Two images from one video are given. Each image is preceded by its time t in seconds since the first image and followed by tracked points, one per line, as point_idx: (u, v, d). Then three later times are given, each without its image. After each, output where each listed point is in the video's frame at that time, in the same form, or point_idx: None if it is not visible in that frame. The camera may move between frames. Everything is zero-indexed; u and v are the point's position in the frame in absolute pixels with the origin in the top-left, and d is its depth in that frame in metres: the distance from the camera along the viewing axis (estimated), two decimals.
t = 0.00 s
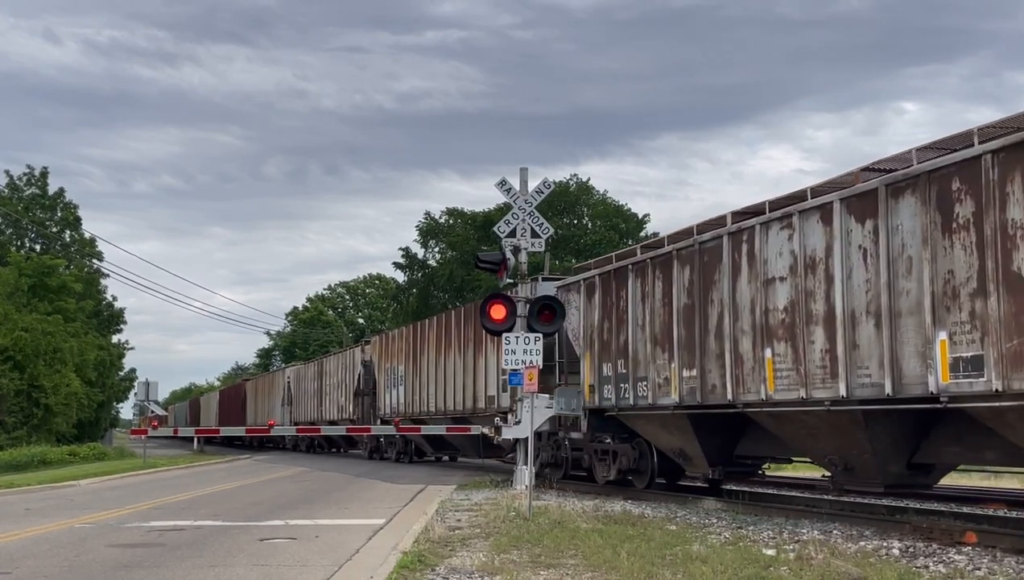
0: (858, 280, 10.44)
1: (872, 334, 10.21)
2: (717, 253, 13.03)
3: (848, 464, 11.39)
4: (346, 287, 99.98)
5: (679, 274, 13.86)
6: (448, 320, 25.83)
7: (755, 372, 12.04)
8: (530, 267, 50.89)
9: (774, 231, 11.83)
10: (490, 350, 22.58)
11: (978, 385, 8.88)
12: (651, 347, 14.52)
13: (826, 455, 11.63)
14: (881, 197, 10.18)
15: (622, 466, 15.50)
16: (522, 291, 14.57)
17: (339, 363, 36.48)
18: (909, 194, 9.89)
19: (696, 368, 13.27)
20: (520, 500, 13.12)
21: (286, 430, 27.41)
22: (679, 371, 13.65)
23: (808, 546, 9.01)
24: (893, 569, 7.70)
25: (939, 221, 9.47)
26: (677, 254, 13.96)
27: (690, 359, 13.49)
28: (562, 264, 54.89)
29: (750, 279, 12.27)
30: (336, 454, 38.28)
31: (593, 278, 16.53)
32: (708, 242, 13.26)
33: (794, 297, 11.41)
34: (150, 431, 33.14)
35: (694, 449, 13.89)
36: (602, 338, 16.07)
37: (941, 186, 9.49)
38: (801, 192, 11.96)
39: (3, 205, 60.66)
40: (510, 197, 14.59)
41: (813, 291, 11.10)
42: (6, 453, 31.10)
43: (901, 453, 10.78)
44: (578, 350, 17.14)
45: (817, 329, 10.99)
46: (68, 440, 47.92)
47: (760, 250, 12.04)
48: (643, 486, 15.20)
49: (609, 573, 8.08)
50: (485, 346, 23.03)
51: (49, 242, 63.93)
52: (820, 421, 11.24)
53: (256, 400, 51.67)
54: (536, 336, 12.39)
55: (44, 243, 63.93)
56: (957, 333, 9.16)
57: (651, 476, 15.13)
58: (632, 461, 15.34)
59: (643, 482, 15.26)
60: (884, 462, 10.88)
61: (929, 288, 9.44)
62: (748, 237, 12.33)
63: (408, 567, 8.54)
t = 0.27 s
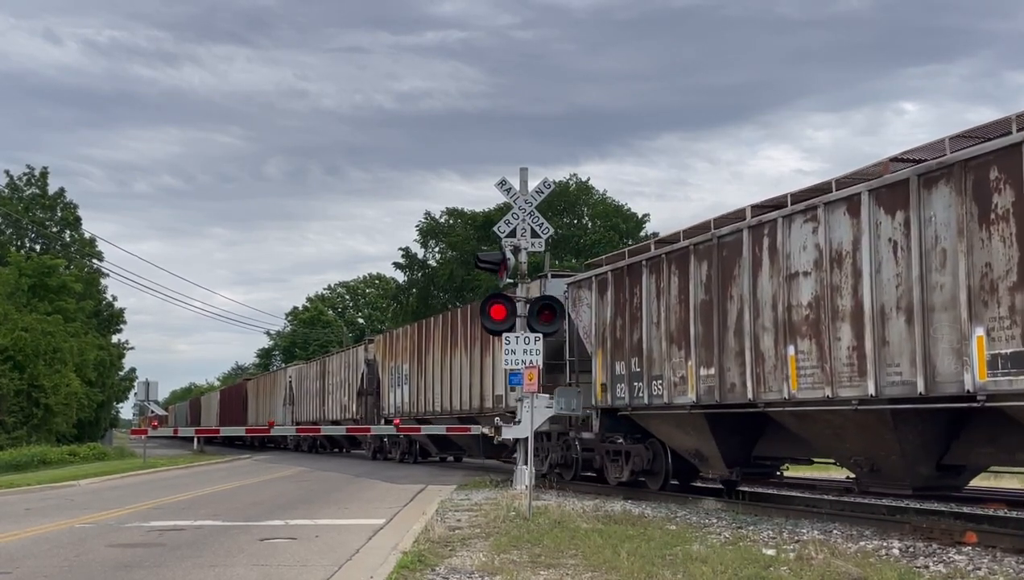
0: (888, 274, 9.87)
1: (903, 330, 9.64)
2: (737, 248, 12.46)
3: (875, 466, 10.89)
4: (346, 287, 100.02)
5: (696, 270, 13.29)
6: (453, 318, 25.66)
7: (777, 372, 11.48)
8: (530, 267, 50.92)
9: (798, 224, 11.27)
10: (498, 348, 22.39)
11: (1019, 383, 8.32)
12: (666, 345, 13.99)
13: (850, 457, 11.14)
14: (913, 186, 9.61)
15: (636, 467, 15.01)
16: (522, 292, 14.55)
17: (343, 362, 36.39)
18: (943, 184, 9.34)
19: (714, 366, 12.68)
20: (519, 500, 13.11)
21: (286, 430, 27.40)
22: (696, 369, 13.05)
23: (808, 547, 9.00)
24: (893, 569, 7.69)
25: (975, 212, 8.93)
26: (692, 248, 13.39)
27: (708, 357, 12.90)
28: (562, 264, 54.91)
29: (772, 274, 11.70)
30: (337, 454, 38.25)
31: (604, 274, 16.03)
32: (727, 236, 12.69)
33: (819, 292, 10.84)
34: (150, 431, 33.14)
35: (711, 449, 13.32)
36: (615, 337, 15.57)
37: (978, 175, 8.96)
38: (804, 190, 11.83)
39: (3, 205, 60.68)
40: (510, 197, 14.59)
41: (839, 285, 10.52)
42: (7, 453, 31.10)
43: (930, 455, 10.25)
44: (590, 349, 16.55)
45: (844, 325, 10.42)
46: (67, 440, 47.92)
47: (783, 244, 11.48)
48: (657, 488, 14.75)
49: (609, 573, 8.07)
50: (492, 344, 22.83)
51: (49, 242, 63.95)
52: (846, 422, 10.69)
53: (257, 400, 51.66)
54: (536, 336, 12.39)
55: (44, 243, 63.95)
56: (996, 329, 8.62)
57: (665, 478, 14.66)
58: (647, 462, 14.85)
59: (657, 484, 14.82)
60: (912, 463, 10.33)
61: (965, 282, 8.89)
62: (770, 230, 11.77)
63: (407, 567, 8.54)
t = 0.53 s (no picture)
0: (920, 268, 9.58)
1: (937, 325, 9.34)
2: (757, 242, 12.22)
3: (903, 466, 10.63)
4: (346, 286, 100.03)
5: (714, 265, 13.06)
6: (459, 316, 25.53)
7: (802, 369, 11.20)
8: (530, 267, 50.93)
9: (822, 217, 10.98)
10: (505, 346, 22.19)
11: None
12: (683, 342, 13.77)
13: (878, 458, 10.89)
14: (947, 176, 9.29)
15: (649, 468, 14.72)
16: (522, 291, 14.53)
17: (346, 361, 36.29)
18: (979, 174, 9.02)
19: (734, 364, 12.45)
20: (520, 499, 13.09)
21: (286, 429, 27.39)
22: (715, 366, 12.83)
23: (809, 546, 8.97)
24: (894, 569, 7.66)
25: (1014, 202, 8.62)
26: (711, 243, 13.13)
27: (728, 354, 12.68)
28: (562, 264, 54.91)
29: (795, 268, 11.42)
30: (339, 453, 38.22)
31: (616, 269, 15.77)
32: (747, 230, 12.44)
33: (847, 287, 10.55)
34: (150, 430, 33.13)
35: (729, 449, 13.16)
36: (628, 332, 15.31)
37: (1016, 164, 8.64)
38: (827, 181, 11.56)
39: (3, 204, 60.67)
40: (510, 197, 14.58)
41: (868, 280, 10.23)
42: (6, 452, 31.08)
43: (961, 455, 10.03)
44: (601, 346, 16.30)
45: (873, 321, 10.13)
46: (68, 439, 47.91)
47: (808, 237, 11.18)
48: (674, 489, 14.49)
49: (609, 572, 8.05)
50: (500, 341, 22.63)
51: (50, 242, 63.97)
52: (875, 420, 10.43)
53: (259, 399, 51.66)
54: (537, 335, 12.38)
55: (44, 243, 63.95)
56: None
57: (681, 478, 14.43)
58: (661, 463, 14.57)
59: (673, 484, 14.56)
60: (943, 464, 10.12)
61: (1003, 275, 8.58)
62: (794, 223, 11.47)
63: (407, 566, 8.52)
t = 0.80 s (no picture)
0: (955, 262, 9.13)
1: (974, 322, 8.90)
2: (779, 236, 11.78)
3: (935, 469, 10.20)
4: (346, 287, 100.06)
5: (732, 260, 12.65)
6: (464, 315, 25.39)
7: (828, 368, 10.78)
8: (530, 268, 50.95)
9: (849, 210, 10.55)
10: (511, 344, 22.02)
11: None
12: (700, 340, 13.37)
13: (908, 460, 10.45)
14: (985, 165, 8.84)
15: (664, 470, 14.44)
16: (521, 292, 14.52)
17: (349, 361, 36.27)
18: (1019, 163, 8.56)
19: (755, 362, 12.06)
20: (520, 500, 13.12)
21: (286, 430, 27.39)
22: (734, 366, 12.44)
23: (808, 547, 8.99)
24: (893, 569, 7.69)
25: None
26: (728, 238, 12.72)
27: (748, 353, 12.28)
28: (562, 264, 54.89)
29: (820, 262, 11.00)
30: (341, 454, 38.18)
31: (629, 265, 15.37)
32: (767, 224, 12.01)
33: (875, 282, 10.12)
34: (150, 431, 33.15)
35: (748, 451, 12.77)
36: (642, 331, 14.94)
37: None
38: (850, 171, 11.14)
39: (4, 205, 60.70)
40: (510, 197, 14.58)
41: (898, 274, 9.80)
42: (7, 453, 31.10)
43: (997, 457, 9.65)
44: (614, 345, 15.95)
45: (904, 317, 9.69)
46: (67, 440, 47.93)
47: (833, 230, 10.76)
48: (689, 492, 14.09)
49: (609, 572, 8.07)
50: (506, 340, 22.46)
51: (49, 242, 64.01)
52: (905, 421, 10.01)
53: (259, 400, 51.70)
54: (537, 336, 12.38)
55: (44, 243, 63.97)
56: None
57: (696, 481, 13.99)
58: (676, 465, 14.26)
59: (688, 487, 14.15)
60: (977, 465, 9.71)
61: None
62: (819, 216, 11.04)
63: (407, 567, 8.54)
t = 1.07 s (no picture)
0: (994, 255, 8.80)
1: (1014, 318, 8.56)
2: (803, 230, 11.44)
3: (969, 472, 9.89)
4: (346, 287, 100.09)
5: (753, 255, 12.32)
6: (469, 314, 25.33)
7: (855, 366, 10.42)
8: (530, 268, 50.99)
9: (878, 201, 10.23)
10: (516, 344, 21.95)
11: None
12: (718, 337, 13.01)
13: (939, 462, 10.11)
14: None
15: (680, 472, 14.17)
16: (522, 292, 14.53)
17: (352, 360, 36.29)
18: None
19: (777, 360, 11.70)
20: (520, 500, 13.13)
21: (286, 430, 27.41)
22: (755, 364, 12.09)
23: (808, 547, 9.02)
24: (892, 569, 7.71)
25: None
26: (751, 233, 12.39)
27: (770, 351, 11.93)
28: (562, 265, 54.92)
29: (847, 257, 10.66)
30: (343, 454, 38.13)
31: (645, 261, 15.03)
32: (790, 217, 11.69)
33: (907, 277, 9.78)
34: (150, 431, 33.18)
35: (768, 452, 12.39)
36: (657, 329, 14.60)
37: None
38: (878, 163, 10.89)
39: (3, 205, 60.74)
40: (510, 197, 14.59)
41: (931, 269, 9.46)
42: (7, 453, 31.12)
43: None
44: (627, 343, 15.59)
45: (938, 313, 9.35)
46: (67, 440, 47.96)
47: (861, 224, 10.43)
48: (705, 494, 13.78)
49: (609, 572, 8.10)
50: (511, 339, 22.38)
51: (49, 242, 64.04)
52: (937, 421, 9.67)
53: (260, 400, 51.74)
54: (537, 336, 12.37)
55: (44, 243, 63.98)
56: None
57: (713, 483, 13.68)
58: (693, 467, 13.97)
59: (705, 489, 13.85)
60: (1014, 468, 9.41)
61: None
62: (847, 209, 10.70)
63: (407, 567, 8.56)
